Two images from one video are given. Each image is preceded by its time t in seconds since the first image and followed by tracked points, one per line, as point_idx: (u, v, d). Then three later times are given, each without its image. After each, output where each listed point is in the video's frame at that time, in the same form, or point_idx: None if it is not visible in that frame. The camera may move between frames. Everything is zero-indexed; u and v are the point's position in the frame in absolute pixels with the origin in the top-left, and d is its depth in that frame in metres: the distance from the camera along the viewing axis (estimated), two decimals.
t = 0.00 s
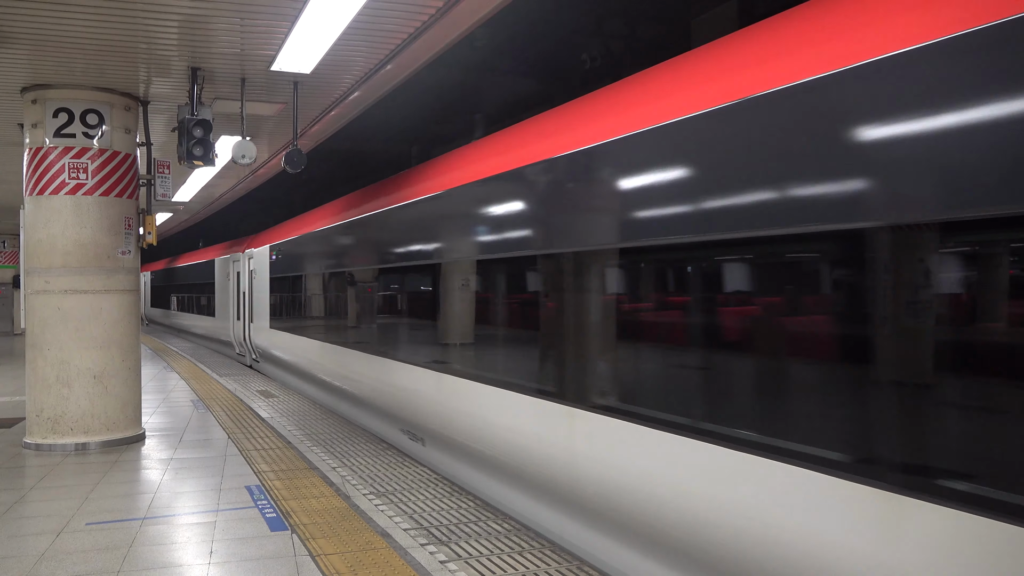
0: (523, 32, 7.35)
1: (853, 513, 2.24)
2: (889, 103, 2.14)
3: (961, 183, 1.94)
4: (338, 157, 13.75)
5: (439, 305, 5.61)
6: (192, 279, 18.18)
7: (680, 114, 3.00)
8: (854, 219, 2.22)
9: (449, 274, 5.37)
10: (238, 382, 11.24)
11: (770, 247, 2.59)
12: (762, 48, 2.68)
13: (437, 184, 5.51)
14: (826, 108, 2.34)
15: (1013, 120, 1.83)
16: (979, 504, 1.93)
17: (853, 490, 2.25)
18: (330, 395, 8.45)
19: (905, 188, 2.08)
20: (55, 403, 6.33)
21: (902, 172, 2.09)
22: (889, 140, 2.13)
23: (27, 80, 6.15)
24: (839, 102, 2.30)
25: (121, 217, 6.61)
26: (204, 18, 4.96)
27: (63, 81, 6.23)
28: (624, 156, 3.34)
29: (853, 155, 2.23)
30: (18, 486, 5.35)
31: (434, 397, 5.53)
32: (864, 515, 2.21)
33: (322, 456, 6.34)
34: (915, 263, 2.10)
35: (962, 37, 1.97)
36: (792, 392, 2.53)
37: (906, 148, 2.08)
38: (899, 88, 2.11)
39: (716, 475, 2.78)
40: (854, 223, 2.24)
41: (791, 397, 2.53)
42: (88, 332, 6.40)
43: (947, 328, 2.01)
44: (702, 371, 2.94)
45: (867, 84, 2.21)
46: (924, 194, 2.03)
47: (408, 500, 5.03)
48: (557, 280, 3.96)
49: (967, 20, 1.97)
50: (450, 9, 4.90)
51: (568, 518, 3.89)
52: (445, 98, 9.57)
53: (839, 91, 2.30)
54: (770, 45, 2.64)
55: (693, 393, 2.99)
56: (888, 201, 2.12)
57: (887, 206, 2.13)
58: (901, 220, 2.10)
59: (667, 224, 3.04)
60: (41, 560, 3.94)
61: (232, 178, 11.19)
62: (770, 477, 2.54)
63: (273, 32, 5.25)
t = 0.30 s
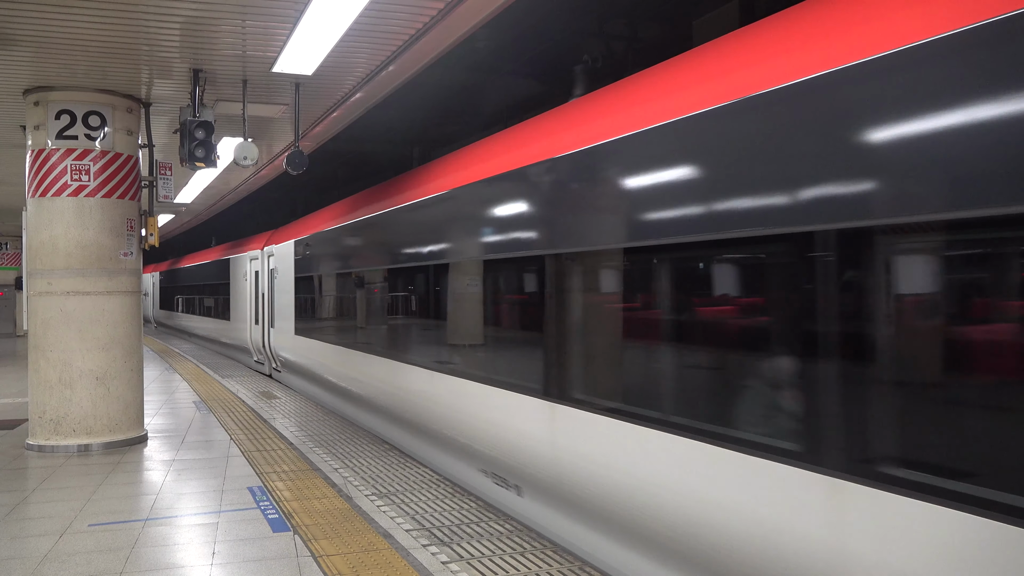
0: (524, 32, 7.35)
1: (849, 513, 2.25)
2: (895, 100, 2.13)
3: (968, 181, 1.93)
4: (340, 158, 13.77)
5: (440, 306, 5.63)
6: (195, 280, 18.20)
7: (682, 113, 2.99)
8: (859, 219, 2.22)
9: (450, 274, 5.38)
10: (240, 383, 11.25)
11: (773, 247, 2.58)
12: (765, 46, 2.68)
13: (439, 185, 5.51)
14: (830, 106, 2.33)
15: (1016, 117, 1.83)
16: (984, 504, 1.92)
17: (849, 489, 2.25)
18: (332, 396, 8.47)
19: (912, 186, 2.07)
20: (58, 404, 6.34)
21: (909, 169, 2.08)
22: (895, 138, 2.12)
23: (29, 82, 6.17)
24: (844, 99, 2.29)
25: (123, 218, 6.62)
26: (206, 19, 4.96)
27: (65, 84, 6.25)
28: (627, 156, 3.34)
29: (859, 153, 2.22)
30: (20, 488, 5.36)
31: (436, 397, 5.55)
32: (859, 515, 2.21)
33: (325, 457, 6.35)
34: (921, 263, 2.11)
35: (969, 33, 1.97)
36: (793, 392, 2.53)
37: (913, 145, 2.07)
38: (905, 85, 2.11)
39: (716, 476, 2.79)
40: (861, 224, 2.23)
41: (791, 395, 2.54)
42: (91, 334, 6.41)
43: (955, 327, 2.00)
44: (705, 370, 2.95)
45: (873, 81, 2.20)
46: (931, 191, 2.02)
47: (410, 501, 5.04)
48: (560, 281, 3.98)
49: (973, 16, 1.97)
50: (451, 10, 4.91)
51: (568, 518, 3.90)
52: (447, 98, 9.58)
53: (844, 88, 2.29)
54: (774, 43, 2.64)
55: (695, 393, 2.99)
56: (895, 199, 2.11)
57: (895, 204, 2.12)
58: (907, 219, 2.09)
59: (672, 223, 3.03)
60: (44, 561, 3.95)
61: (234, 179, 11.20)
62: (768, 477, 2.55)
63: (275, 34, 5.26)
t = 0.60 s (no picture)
0: (526, 33, 7.36)
1: (852, 513, 2.24)
2: (905, 97, 2.11)
3: (975, 178, 1.92)
4: (342, 159, 13.79)
5: (443, 307, 5.64)
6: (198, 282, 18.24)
7: (688, 112, 2.98)
8: (866, 217, 2.20)
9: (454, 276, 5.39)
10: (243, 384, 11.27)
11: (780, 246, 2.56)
12: (771, 44, 2.67)
13: (444, 186, 5.50)
14: (837, 104, 2.32)
15: None
16: (986, 504, 1.92)
17: (852, 489, 2.25)
18: (335, 397, 8.48)
19: (922, 184, 2.05)
20: (61, 406, 6.36)
21: (919, 168, 2.06)
22: (903, 137, 2.10)
23: (32, 84, 6.18)
24: (853, 96, 2.27)
25: (126, 220, 6.63)
26: (207, 21, 4.97)
27: (68, 86, 6.26)
28: (633, 156, 3.32)
29: (867, 152, 2.20)
30: (23, 489, 5.37)
31: (439, 398, 5.55)
32: (862, 516, 2.21)
33: (327, 458, 6.36)
34: (934, 260, 2.07)
35: (978, 28, 1.95)
36: (797, 393, 2.52)
37: (923, 144, 2.05)
38: (915, 81, 2.09)
39: (718, 476, 2.79)
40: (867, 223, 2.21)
41: (795, 396, 2.53)
42: (94, 335, 6.42)
43: (962, 326, 1.99)
44: (709, 372, 2.95)
45: (882, 78, 2.18)
46: (941, 190, 2.00)
47: (413, 501, 5.04)
48: (563, 281, 3.98)
49: (985, 10, 1.95)
50: (453, 11, 4.91)
51: (571, 519, 3.90)
52: (448, 100, 9.59)
53: (853, 86, 2.27)
54: (781, 41, 2.63)
55: (699, 394, 2.99)
56: (904, 196, 2.09)
57: (905, 202, 2.09)
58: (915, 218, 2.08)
59: (676, 223, 3.01)
60: (47, 562, 3.96)
61: (236, 181, 11.22)
62: (772, 477, 2.55)
63: (277, 35, 5.27)
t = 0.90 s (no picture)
0: (529, 35, 7.37)
1: (856, 514, 2.25)
2: (915, 98, 2.10)
3: (987, 179, 1.91)
4: (345, 161, 13.81)
5: (447, 309, 5.64)
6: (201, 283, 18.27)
7: (695, 112, 2.97)
8: (877, 218, 2.19)
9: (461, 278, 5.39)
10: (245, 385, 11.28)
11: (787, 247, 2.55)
12: (778, 44, 2.66)
13: (450, 187, 5.50)
14: (845, 104, 2.31)
15: None
16: (988, 507, 1.92)
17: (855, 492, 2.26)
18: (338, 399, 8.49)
19: (934, 185, 2.04)
20: (64, 407, 6.36)
21: (930, 169, 2.05)
22: (913, 137, 2.10)
23: (36, 85, 6.20)
24: (860, 97, 2.26)
25: (129, 221, 6.64)
26: (211, 23, 4.98)
27: (72, 87, 6.28)
28: (642, 158, 3.31)
29: (877, 153, 2.20)
30: (26, 490, 5.37)
31: (442, 400, 5.56)
32: (866, 517, 2.22)
33: (329, 459, 6.36)
34: (943, 259, 2.05)
35: (988, 26, 1.94)
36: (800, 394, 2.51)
37: (933, 145, 2.05)
38: (924, 81, 2.08)
39: (721, 476, 2.80)
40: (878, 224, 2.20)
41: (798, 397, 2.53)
42: (97, 336, 6.43)
43: (968, 327, 1.99)
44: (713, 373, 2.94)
45: (891, 77, 2.18)
46: (952, 190, 1.99)
47: (415, 503, 5.05)
48: (568, 284, 3.97)
49: (994, 9, 1.94)
50: (456, 13, 4.92)
51: (575, 520, 3.90)
52: (452, 102, 9.60)
53: (861, 86, 2.27)
54: (788, 41, 2.62)
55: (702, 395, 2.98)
56: (915, 197, 2.09)
57: (916, 204, 2.09)
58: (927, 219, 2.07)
59: (686, 226, 3.00)
60: (50, 563, 3.96)
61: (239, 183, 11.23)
62: (775, 478, 2.55)
63: (281, 37, 5.28)
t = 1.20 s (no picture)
0: (531, 36, 7.36)
1: (860, 516, 2.24)
2: (927, 98, 2.10)
3: (1001, 179, 1.90)
4: (348, 162, 13.82)
5: (450, 309, 5.64)
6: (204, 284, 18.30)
7: (704, 112, 2.97)
8: (890, 219, 2.19)
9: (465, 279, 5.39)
10: (248, 386, 11.29)
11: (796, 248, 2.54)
12: (787, 44, 2.66)
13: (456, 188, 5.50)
14: (855, 104, 2.31)
15: None
16: (985, 509, 1.94)
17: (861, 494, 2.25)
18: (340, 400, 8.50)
19: (947, 186, 2.04)
20: (67, 407, 6.37)
21: (944, 169, 2.05)
22: (926, 137, 2.09)
23: (39, 87, 6.22)
24: (871, 98, 2.26)
25: (132, 222, 6.65)
26: (214, 25, 4.99)
27: (75, 89, 6.30)
28: (649, 159, 3.31)
29: (889, 153, 2.19)
30: (29, 490, 5.38)
31: (446, 401, 5.56)
32: (871, 519, 2.21)
33: (331, 460, 6.36)
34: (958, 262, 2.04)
35: (999, 26, 1.94)
36: (806, 396, 2.51)
37: (946, 146, 2.04)
38: (936, 81, 2.08)
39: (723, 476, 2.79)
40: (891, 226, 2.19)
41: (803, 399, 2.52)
42: (100, 337, 6.44)
43: (978, 330, 1.99)
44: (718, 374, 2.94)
45: (902, 78, 2.17)
46: (965, 191, 1.99)
47: (418, 504, 5.04)
48: (575, 285, 3.98)
49: (1005, 8, 1.94)
50: (459, 14, 4.92)
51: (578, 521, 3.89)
52: (454, 102, 9.60)
53: (871, 86, 2.26)
54: (797, 40, 2.62)
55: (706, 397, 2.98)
56: (929, 198, 2.08)
57: (931, 204, 2.08)
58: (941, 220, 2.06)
59: (696, 228, 3.00)
60: (53, 564, 3.97)
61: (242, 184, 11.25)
62: (779, 480, 2.54)
63: (283, 39, 5.28)
